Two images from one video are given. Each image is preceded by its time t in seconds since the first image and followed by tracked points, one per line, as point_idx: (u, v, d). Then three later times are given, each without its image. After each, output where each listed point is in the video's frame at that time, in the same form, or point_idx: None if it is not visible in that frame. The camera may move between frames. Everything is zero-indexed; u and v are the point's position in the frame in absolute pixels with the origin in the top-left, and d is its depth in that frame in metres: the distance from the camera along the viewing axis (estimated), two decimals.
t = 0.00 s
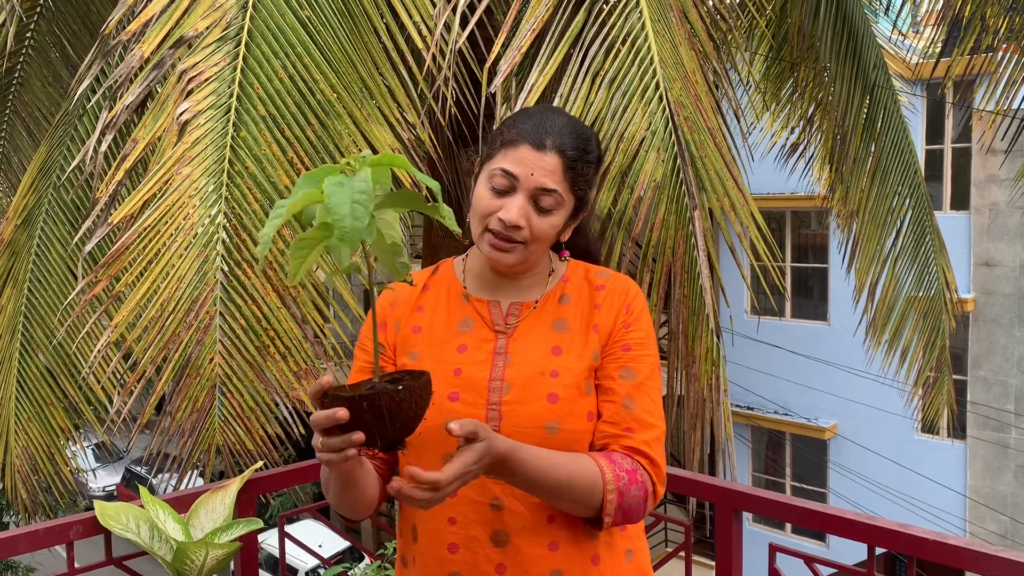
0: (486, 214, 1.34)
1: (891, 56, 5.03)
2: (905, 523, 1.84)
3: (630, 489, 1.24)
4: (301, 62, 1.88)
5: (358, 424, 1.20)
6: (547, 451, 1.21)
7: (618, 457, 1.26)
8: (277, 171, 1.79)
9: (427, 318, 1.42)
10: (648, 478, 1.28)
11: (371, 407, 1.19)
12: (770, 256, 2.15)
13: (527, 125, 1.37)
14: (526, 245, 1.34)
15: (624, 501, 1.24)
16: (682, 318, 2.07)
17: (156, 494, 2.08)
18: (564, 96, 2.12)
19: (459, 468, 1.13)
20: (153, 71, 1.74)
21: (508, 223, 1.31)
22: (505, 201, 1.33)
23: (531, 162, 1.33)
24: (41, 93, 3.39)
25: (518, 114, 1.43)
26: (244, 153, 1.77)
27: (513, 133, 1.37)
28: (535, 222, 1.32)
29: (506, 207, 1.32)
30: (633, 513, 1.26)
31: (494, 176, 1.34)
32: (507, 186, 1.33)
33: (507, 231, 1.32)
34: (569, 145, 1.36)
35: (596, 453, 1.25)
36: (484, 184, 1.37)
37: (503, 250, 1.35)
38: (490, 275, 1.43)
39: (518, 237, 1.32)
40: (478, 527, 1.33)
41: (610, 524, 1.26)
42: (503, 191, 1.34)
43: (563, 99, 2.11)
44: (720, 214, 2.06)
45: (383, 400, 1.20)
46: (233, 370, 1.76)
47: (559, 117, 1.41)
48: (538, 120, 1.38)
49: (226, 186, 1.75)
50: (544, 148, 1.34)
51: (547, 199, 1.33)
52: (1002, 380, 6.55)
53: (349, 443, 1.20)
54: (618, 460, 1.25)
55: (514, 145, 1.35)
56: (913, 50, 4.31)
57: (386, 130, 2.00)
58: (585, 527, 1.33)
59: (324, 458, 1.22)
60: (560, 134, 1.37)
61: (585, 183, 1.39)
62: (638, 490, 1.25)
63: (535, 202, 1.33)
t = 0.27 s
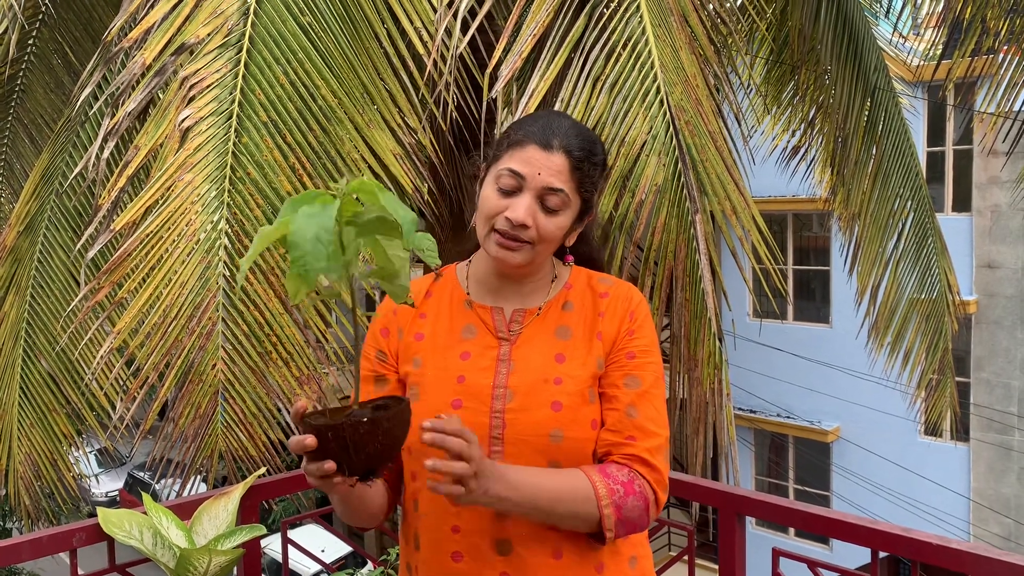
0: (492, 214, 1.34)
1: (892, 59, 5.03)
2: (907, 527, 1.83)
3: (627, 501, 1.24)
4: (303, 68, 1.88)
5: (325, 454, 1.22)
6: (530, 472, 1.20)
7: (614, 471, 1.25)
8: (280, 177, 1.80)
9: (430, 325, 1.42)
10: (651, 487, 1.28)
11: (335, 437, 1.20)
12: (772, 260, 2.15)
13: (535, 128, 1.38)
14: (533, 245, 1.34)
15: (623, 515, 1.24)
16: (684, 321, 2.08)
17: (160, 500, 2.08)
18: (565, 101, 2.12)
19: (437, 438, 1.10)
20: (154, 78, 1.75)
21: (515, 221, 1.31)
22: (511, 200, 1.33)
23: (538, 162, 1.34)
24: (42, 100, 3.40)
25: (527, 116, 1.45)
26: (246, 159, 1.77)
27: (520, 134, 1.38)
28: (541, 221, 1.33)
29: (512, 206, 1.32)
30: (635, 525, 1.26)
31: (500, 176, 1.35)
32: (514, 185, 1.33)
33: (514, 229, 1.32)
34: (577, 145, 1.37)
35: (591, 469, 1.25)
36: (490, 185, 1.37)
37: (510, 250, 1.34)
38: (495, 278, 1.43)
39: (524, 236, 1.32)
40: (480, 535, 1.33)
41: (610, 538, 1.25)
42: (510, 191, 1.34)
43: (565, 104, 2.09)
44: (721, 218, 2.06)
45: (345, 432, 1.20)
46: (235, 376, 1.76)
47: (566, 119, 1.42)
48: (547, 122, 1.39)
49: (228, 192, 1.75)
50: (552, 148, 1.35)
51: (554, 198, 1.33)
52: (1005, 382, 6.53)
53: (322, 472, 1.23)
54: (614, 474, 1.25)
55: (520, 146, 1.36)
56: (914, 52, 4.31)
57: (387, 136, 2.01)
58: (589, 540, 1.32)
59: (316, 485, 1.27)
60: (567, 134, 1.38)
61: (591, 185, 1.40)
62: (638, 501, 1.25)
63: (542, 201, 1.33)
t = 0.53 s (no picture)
0: (486, 215, 1.35)
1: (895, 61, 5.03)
2: (913, 530, 1.82)
3: (633, 505, 1.24)
4: (306, 73, 1.89)
5: (320, 460, 1.23)
6: (533, 481, 1.19)
7: (618, 474, 1.25)
8: (283, 182, 1.81)
9: (432, 328, 1.42)
10: (655, 490, 1.28)
11: (327, 442, 1.21)
12: (775, 262, 2.15)
13: (532, 130, 1.39)
14: (528, 244, 1.34)
15: (629, 518, 1.24)
16: (687, 323, 2.08)
17: (163, 505, 2.08)
18: (567, 104, 2.12)
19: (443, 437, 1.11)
20: (158, 82, 1.74)
21: (508, 220, 1.31)
22: (504, 200, 1.34)
23: (528, 159, 1.35)
24: (46, 105, 3.42)
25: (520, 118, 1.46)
26: (249, 164, 1.78)
27: (510, 135, 1.40)
28: (535, 218, 1.33)
29: (505, 205, 1.33)
30: (640, 528, 1.26)
31: (493, 177, 1.36)
32: (506, 185, 1.35)
33: (508, 228, 1.32)
34: (567, 142, 1.38)
35: (595, 473, 1.24)
36: (484, 187, 1.39)
37: (505, 249, 1.34)
38: (495, 281, 1.43)
39: (519, 235, 1.32)
40: (485, 538, 1.33)
41: (616, 543, 1.25)
42: (503, 191, 1.35)
43: (567, 106, 2.11)
44: (724, 221, 2.06)
45: (337, 437, 1.21)
46: (239, 380, 1.76)
47: (556, 117, 1.44)
48: (536, 122, 1.41)
49: (231, 197, 1.75)
50: (542, 145, 1.36)
51: (546, 195, 1.33)
52: (1010, 384, 6.51)
53: (316, 476, 1.24)
54: (619, 478, 1.25)
55: (512, 144, 1.38)
56: (917, 53, 4.30)
57: (390, 140, 2.01)
58: (594, 543, 1.32)
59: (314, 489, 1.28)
60: (557, 131, 1.39)
61: (585, 181, 1.39)
62: (642, 505, 1.25)
63: (535, 200, 1.34)
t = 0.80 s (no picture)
0: (482, 215, 1.35)
1: (897, 61, 5.02)
2: (916, 532, 1.82)
3: (633, 507, 1.24)
4: (307, 74, 1.89)
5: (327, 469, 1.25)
6: (534, 483, 1.19)
7: (619, 476, 1.25)
8: (284, 183, 1.81)
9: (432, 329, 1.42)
10: (655, 490, 1.27)
11: (332, 452, 1.23)
12: (777, 263, 2.14)
13: (530, 131, 1.38)
14: (525, 242, 1.34)
15: (629, 519, 1.24)
16: (689, 324, 2.07)
17: (165, 506, 2.08)
18: (569, 106, 2.12)
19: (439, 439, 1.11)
20: (159, 84, 1.75)
21: (504, 218, 1.31)
22: (499, 199, 1.34)
23: (520, 157, 1.35)
24: (49, 107, 3.43)
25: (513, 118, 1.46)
26: (251, 165, 1.78)
27: (504, 137, 1.40)
28: (531, 216, 1.32)
29: (500, 204, 1.33)
30: (641, 529, 1.25)
31: (488, 178, 1.37)
32: (500, 184, 1.35)
33: (504, 227, 1.32)
34: (560, 138, 1.38)
35: (595, 474, 1.24)
36: (479, 188, 1.39)
37: (502, 249, 1.34)
38: (495, 282, 1.43)
39: (515, 233, 1.32)
40: (486, 539, 1.32)
41: (616, 544, 1.25)
42: (498, 191, 1.35)
43: (569, 107, 2.12)
44: (725, 222, 2.05)
45: (340, 447, 1.22)
46: (241, 381, 1.76)
47: (547, 115, 1.44)
48: (526, 121, 1.40)
49: (233, 198, 1.74)
50: (533, 143, 1.36)
51: (540, 192, 1.33)
52: (1013, 385, 6.49)
53: (321, 485, 1.25)
54: (619, 479, 1.24)
55: (505, 144, 1.38)
56: (919, 54, 4.30)
57: (392, 140, 2.01)
58: (595, 544, 1.32)
59: (320, 496, 1.30)
60: (548, 129, 1.39)
61: (579, 176, 1.39)
62: (643, 506, 1.24)
63: (530, 198, 1.34)
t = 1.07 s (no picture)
0: (479, 216, 1.35)
1: (898, 61, 5.02)
2: (916, 532, 1.82)
3: (630, 506, 1.23)
4: (308, 74, 1.89)
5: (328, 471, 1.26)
6: (534, 480, 1.20)
7: (615, 475, 1.24)
8: (284, 182, 1.80)
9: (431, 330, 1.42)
10: (652, 490, 1.27)
11: (330, 454, 1.24)
12: (777, 263, 2.14)
13: (529, 131, 1.38)
14: (521, 243, 1.34)
15: (626, 519, 1.23)
16: (689, 324, 2.07)
17: (165, 506, 2.08)
18: (569, 106, 2.12)
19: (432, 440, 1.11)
20: (160, 84, 1.75)
21: (500, 219, 1.31)
22: (496, 200, 1.34)
23: (517, 159, 1.35)
24: (50, 107, 3.44)
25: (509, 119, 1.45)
26: (252, 165, 1.78)
27: (500, 138, 1.40)
28: (527, 217, 1.32)
29: (497, 205, 1.33)
30: (638, 528, 1.25)
31: (484, 179, 1.37)
32: (497, 186, 1.35)
33: (500, 228, 1.32)
34: (557, 139, 1.37)
35: (592, 474, 1.24)
36: (476, 189, 1.39)
37: (499, 250, 1.34)
38: (494, 282, 1.43)
39: (511, 234, 1.32)
40: (485, 539, 1.32)
41: (612, 543, 1.24)
42: (495, 192, 1.36)
43: (569, 108, 2.12)
44: (726, 222, 2.05)
45: (338, 449, 1.23)
46: (241, 381, 1.76)
47: (543, 116, 1.43)
48: (524, 122, 1.40)
49: (234, 198, 1.75)
50: (530, 144, 1.36)
51: (537, 193, 1.33)
52: (1014, 385, 6.48)
53: (321, 486, 1.25)
54: (616, 478, 1.24)
55: (501, 145, 1.38)
56: (920, 54, 4.29)
57: (392, 140, 2.01)
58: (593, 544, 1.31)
59: (319, 497, 1.31)
60: (546, 130, 1.38)
61: (575, 177, 1.39)
62: (639, 506, 1.24)
63: (527, 198, 1.34)
